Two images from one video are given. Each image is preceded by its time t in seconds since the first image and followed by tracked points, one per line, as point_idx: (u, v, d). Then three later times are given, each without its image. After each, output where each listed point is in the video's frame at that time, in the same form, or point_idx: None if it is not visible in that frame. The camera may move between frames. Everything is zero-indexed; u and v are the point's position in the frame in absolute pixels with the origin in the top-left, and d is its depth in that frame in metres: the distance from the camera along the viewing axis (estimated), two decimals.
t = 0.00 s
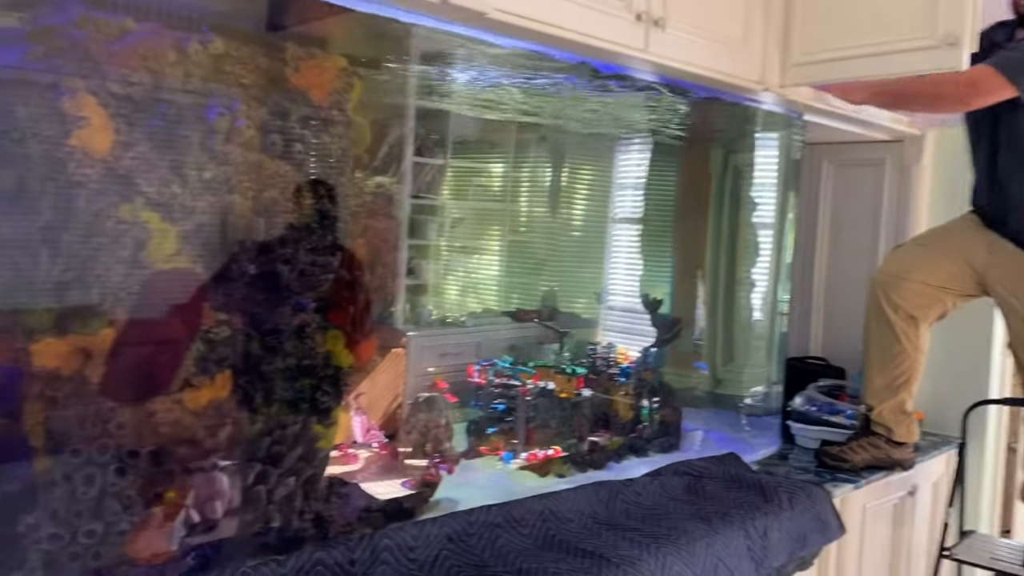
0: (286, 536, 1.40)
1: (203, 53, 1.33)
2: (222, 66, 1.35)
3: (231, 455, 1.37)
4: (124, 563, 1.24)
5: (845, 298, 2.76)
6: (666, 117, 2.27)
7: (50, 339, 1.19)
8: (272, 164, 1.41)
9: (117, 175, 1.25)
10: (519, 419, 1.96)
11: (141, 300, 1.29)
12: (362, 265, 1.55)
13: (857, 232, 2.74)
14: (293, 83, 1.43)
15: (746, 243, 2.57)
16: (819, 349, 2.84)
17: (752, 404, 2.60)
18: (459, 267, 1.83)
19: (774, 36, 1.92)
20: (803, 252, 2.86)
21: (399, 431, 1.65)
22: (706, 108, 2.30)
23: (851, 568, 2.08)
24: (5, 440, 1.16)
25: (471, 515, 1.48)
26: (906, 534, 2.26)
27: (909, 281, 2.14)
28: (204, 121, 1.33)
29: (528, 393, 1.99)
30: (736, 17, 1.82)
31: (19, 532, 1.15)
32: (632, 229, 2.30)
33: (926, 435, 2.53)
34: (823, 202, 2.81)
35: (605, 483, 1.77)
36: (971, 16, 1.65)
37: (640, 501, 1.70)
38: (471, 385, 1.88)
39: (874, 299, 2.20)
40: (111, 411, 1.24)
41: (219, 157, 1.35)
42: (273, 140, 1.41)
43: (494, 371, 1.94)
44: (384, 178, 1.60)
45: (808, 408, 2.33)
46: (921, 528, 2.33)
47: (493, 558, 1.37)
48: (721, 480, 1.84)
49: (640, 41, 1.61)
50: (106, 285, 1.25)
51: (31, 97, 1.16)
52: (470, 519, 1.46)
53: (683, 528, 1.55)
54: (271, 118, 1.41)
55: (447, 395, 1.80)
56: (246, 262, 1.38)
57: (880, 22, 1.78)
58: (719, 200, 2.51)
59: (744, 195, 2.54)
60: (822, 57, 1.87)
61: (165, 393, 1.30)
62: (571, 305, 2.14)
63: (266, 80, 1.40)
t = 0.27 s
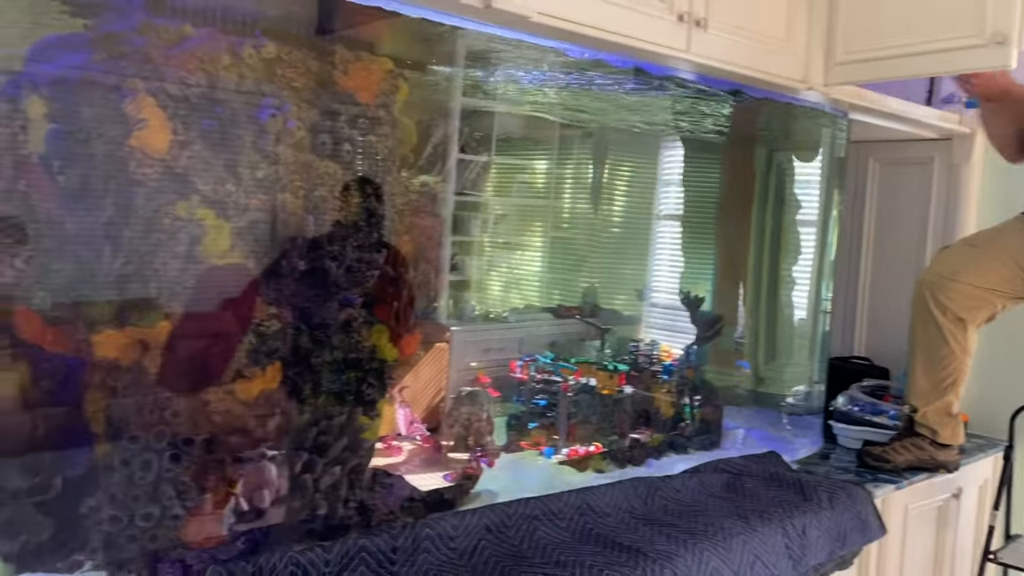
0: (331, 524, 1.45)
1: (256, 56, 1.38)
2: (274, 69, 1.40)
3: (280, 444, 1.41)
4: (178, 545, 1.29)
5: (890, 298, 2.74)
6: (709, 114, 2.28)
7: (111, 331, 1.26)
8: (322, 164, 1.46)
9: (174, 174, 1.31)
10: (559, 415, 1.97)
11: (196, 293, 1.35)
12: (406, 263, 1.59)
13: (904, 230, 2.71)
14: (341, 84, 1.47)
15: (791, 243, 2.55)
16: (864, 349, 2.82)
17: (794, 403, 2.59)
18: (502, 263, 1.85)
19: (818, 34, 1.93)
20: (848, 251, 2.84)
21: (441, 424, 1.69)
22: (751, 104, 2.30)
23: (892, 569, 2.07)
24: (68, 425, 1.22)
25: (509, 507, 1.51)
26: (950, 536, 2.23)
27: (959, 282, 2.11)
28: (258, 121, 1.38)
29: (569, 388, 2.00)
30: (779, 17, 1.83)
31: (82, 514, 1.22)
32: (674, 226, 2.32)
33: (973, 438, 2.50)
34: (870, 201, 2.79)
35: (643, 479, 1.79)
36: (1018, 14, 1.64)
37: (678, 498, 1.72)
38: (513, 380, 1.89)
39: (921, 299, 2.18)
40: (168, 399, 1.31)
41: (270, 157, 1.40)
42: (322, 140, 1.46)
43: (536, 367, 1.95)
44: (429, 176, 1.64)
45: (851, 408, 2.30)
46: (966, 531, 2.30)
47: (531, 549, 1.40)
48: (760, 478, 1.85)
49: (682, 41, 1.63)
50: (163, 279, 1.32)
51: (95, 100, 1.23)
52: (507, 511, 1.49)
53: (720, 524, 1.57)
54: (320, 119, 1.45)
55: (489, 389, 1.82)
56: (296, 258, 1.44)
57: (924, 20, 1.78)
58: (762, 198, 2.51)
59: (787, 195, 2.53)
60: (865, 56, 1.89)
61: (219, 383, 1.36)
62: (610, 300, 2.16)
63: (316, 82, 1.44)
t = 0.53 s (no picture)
0: (374, 511, 1.49)
1: (304, 56, 1.42)
2: (321, 68, 1.44)
3: (325, 433, 1.45)
4: (227, 528, 1.36)
5: (942, 297, 2.69)
6: (756, 108, 2.26)
7: (165, 321, 1.32)
8: (368, 161, 1.49)
9: (225, 170, 1.36)
10: (603, 411, 1.96)
11: (245, 286, 1.40)
12: (448, 257, 1.62)
13: (958, 229, 2.65)
14: (386, 82, 1.51)
15: (837, 239, 2.54)
16: (914, 348, 2.77)
17: (840, 400, 2.56)
18: (548, 260, 1.85)
19: (865, 30, 1.91)
20: (898, 249, 2.79)
21: (485, 419, 1.71)
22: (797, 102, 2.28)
23: (937, 570, 2.05)
24: (123, 410, 1.29)
25: (547, 498, 1.52)
26: (1000, 539, 2.19)
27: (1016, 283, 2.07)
28: (305, 119, 1.42)
29: (614, 385, 1.99)
30: (824, 13, 1.82)
31: (136, 495, 1.29)
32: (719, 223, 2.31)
33: None
34: (921, 198, 2.74)
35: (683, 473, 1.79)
36: None
37: (717, 493, 1.72)
38: (558, 376, 1.88)
39: (979, 297, 2.16)
40: (218, 386, 1.36)
41: (316, 154, 1.44)
42: (367, 137, 1.49)
43: (580, 363, 1.92)
44: (470, 173, 1.65)
45: (898, 408, 2.26)
46: (1016, 535, 2.25)
47: (567, 541, 1.42)
48: (801, 476, 1.84)
49: (724, 38, 1.63)
50: (215, 272, 1.37)
51: (149, 99, 1.29)
52: (545, 502, 1.51)
53: (758, 521, 1.57)
54: (365, 117, 1.49)
55: (533, 385, 1.81)
56: (341, 252, 1.48)
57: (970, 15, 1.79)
58: (809, 195, 2.48)
59: (832, 190, 2.50)
60: (914, 50, 1.87)
61: (266, 372, 1.40)
62: (650, 294, 2.13)
63: (361, 81, 1.48)
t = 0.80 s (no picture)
0: (430, 494, 1.53)
1: (366, 51, 1.46)
2: (383, 62, 1.48)
3: (384, 417, 1.50)
4: (289, 507, 1.41)
5: (1008, 294, 2.63)
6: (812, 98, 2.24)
7: (232, 307, 1.38)
8: (426, 154, 1.53)
9: (290, 162, 1.41)
10: (654, 406, 1.96)
11: (308, 274, 1.44)
12: (504, 248, 1.64)
13: None
14: (444, 76, 1.54)
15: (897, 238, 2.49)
16: (977, 345, 2.71)
17: (898, 397, 2.53)
18: (602, 255, 1.85)
19: (927, 19, 1.88)
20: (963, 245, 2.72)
21: (538, 411, 1.72)
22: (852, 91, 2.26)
23: (999, 570, 2.01)
24: (192, 392, 1.34)
25: (601, 486, 1.54)
26: None
27: None
28: (366, 113, 1.47)
29: (668, 380, 1.98)
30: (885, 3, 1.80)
31: (204, 474, 1.33)
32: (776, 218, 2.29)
33: None
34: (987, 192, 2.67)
35: (737, 465, 1.79)
36: None
37: (772, 486, 1.71)
38: (612, 370, 1.87)
39: None
40: (283, 370, 1.41)
41: (376, 146, 1.48)
42: (425, 131, 1.53)
43: (634, 358, 1.92)
44: (526, 165, 1.67)
45: (959, 405, 2.23)
46: None
47: (621, 528, 1.44)
48: (858, 471, 1.82)
49: (783, 29, 1.62)
50: (280, 262, 1.42)
51: (218, 93, 1.35)
52: (599, 490, 1.53)
53: (813, 513, 1.56)
54: (424, 110, 1.52)
55: (587, 379, 1.81)
56: (400, 242, 1.52)
57: None
58: (869, 189, 2.44)
59: (892, 184, 2.46)
60: (979, 40, 1.84)
61: (328, 357, 1.45)
62: (704, 290, 2.13)
63: (420, 74, 1.51)
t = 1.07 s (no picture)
0: (500, 485, 1.56)
1: (442, 52, 1.50)
2: (458, 63, 1.52)
3: (456, 409, 1.53)
4: (365, 494, 1.45)
5: None
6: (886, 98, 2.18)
7: (313, 301, 1.44)
8: (499, 152, 1.56)
9: (369, 161, 1.46)
10: (713, 405, 1.94)
11: (385, 269, 1.49)
12: (573, 243, 1.67)
13: None
14: (517, 75, 1.58)
15: (968, 236, 2.45)
16: None
17: (969, 399, 2.47)
18: (659, 251, 1.86)
19: (1005, 14, 1.85)
20: None
21: (596, 408, 1.70)
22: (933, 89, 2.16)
23: None
24: (274, 381, 1.41)
25: (669, 481, 1.57)
26: None
27: None
28: (442, 113, 1.51)
29: (726, 379, 1.98)
30: None
31: (286, 460, 1.39)
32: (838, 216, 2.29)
33: None
34: None
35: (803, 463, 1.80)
36: None
37: (839, 485, 1.71)
38: (669, 368, 1.86)
39: None
40: (360, 362, 1.47)
41: (451, 145, 1.52)
42: (498, 130, 1.56)
43: (692, 356, 1.92)
44: (595, 162, 1.70)
45: None
46: None
47: (689, 522, 1.46)
48: (928, 471, 1.81)
49: (855, 26, 1.61)
50: (359, 257, 1.48)
51: (301, 95, 1.41)
52: (666, 484, 1.55)
53: (882, 513, 1.56)
54: (497, 110, 1.56)
55: (644, 377, 1.80)
56: (472, 238, 1.55)
57: None
58: (939, 189, 2.42)
59: (962, 182, 2.42)
60: None
61: (403, 350, 1.50)
62: (775, 288, 2.18)
63: (494, 74, 1.55)
